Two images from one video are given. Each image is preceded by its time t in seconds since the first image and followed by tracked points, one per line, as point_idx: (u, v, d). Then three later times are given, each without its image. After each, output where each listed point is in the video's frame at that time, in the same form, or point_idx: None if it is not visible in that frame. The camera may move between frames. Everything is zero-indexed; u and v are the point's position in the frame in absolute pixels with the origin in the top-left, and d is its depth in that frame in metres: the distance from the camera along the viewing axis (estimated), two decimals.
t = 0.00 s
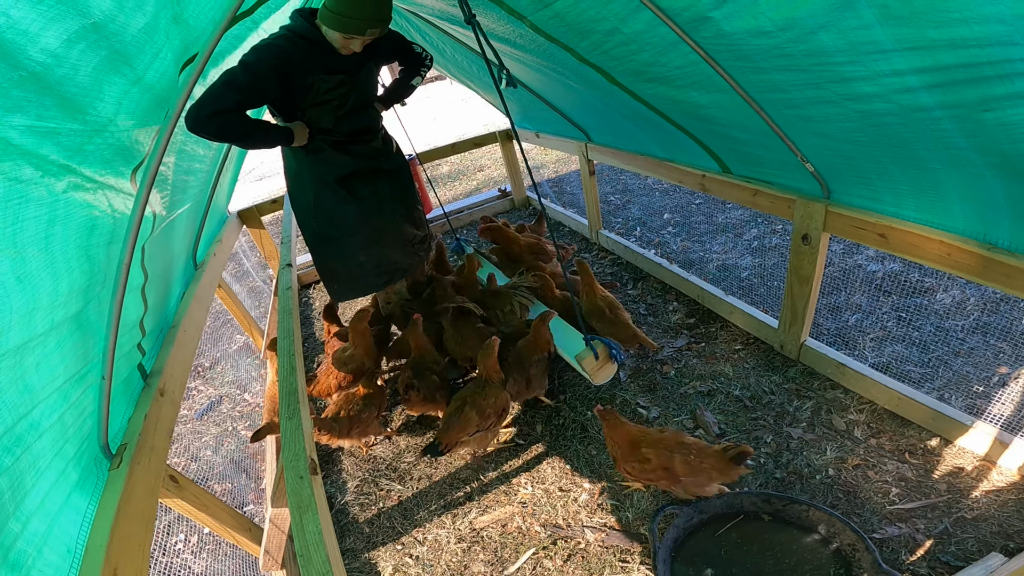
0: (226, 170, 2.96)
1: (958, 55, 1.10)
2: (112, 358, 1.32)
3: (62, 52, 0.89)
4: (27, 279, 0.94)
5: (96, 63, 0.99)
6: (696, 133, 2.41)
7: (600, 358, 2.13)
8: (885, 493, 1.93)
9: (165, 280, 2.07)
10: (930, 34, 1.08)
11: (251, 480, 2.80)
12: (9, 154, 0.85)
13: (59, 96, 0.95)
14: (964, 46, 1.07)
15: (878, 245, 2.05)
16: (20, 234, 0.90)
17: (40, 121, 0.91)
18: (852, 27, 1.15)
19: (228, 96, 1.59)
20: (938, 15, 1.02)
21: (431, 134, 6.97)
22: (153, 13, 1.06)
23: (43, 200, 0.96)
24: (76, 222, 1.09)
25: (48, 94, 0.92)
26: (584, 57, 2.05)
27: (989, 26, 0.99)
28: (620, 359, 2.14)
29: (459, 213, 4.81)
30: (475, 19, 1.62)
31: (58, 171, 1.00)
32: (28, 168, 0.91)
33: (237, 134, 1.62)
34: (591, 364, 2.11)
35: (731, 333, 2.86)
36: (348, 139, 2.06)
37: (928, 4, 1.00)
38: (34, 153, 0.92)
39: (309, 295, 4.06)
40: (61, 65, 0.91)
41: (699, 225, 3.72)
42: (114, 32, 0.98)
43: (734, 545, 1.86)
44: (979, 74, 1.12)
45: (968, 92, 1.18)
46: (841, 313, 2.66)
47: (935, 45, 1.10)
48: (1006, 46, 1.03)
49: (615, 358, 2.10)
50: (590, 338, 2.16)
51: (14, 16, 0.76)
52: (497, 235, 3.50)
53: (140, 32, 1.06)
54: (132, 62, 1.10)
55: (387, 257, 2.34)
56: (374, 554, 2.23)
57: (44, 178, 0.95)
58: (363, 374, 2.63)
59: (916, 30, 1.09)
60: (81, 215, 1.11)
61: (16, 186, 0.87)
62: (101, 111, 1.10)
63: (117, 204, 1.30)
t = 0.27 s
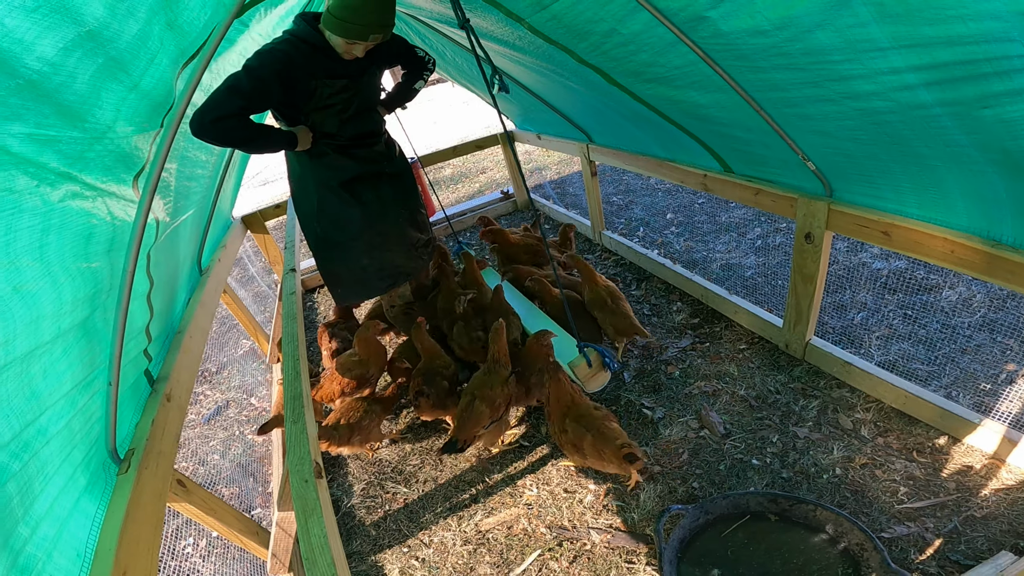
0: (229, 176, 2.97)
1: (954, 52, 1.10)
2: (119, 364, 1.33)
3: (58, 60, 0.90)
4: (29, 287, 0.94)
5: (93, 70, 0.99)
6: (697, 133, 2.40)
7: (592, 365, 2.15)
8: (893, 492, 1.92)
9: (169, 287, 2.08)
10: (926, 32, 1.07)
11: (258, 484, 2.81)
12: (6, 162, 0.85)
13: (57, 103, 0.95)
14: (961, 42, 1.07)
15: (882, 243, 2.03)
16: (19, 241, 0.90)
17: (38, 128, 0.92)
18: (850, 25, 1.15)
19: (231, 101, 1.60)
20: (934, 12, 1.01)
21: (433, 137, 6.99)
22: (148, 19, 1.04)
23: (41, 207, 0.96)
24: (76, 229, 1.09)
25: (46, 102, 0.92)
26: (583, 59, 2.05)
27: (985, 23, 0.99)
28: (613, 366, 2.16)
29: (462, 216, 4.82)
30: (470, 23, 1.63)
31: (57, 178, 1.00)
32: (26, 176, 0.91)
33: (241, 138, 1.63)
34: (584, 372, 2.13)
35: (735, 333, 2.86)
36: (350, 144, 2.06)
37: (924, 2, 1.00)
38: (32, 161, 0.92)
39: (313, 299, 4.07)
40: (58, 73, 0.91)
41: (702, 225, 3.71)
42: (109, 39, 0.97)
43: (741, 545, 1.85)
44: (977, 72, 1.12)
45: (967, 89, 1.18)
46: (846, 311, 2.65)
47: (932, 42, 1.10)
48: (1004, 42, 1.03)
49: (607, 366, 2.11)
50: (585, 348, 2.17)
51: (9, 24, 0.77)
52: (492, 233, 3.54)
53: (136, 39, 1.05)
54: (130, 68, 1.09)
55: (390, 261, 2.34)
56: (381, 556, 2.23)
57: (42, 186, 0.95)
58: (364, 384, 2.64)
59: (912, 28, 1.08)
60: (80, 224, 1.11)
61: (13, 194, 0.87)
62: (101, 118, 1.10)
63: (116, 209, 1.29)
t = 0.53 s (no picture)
0: (233, 177, 2.98)
1: (959, 55, 1.10)
2: (124, 364, 1.34)
3: (62, 61, 0.91)
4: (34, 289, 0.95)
5: (94, 70, 1.00)
6: (700, 135, 2.41)
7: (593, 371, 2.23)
8: (895, 494, 1.91)
9: (175, 288, 2.09)
10: (931, 35, 1.07)
11: (261, 485, 2.81)
12: (12, 161, 0.86)
13: (62, 104, 0.96)
14: (965, 46, 1.07)
15: (886, 246, 2.03)
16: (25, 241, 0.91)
17: (45, 129, 0.93)
18: (853, 28, 1.16)
19: (238, 101, 1.61)
20: (939, 16, 1.02)
21: (436, 139, 7.00)
22: (143, 16, 1.04)
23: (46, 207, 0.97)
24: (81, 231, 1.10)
25: (51, 103, 0.93)
26: (587, 61, 2.06)
27: (989, 27, 1.00)
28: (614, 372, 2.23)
29: (465, 217, 4.83)
30: (472, 26, 1.64)
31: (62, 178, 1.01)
32: (31, 175, 0.92)
33: (248, 138, 1.65)
34: (584, 377, 2.20)
35: (738, 335, 2.85)
36: (355, 146, 2.07)
37: (929, 5, 1.00)
38: (39, 161, 0.93)
39: (316, 300, 4.08)
40: (63, 74, 0.92)
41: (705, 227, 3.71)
42: (108, 38, 0.98)
43: (743, 547, 1.85)
44: (981, 75, 1.12)
45: (972, 92, 1.18)
46: (849, 314, 2.65)
47: (936, 45, 1.10)
48: (1008, 45, 1.03)
49: (607, 372, 2.19)
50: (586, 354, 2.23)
51: (17, 27, 0.78)
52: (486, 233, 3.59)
53: (133, 35, 1.05)
54: (127, 67, 1.10)
55: (394, 262, 2.35)
56: (383, 557, 2.24)
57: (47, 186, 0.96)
58: (369, 385, 2.64)
59: (917, 31, 1.09)
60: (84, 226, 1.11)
61: (18, 195, 0.88)
62: (104, 118, 1.11)
63: (121, 210, 1.30)
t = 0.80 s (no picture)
0: (229, 172, 2.97)
1: (959, 58, 1.11)
2: (117, 360, 1.33)
3: (57, 55, 0.90)
4: (25, 283, 0.94)
5: (89, 64, 0.99)
6: (699, 137, 2.41)
7: (594, 367, 2.21)
8: (886, 496, 1.92)
9: (170, 283, 2.08)
10: (931, 38, 1.08)
11: (253, 482, 2.81)
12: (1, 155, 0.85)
13: (56, 98, 0.95)
14: (965, 50, 1.07)
15: (881, 249, 2.04)
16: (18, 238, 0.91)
17: (35, 123, 0.92)
18: (852, 31, 1.16)
19: (254, 122, 1.60)
20: (939, 19, 1.02)
21: (434, 137, 7.00)
22: (144, 13, 1.04)
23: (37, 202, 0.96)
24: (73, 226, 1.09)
25: (44, 96, 0.92)
26: (586, 61, 2.05)
27: (990, 31, 1.00)
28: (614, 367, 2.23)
29: (462, 216, 4.83)
30: (475, 25, 1.63)
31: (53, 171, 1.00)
32: (22, 168, 0.91)
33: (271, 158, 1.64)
34: (586, 373, 2.18)
35: (733, 336, 2.86)
36: (354, 142, 2.09)
37: (930, 8, 1.00)
38: (29, 154, 0.92)
39: (311, 297, 4.07)
40: (57, 68, 0.92)
41: (702, 228, 3.72)
42: (105, 33, 0.97)
43: (735, 547, 1.86)
44: (981, 78, 1.13)
45: (971, 96, 1.18)
46: (843, 316, 2.66)
47: (936, 49, 1.10)
48: (1008, 50, 1.03)
49: (610, 368, 2.17)
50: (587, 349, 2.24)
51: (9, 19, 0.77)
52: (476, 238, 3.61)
53: (132, 32, 1.04)
54: (124, 63, 1.09)
55: (391, 260, 2.35)
56: (376, 556, 2.23)
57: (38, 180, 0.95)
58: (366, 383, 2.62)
59: (917, 35, 1.09)
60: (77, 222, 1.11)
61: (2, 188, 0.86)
62: (99, 112, 1.11)
63: (114, 203, 1.28)
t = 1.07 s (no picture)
0: (235, 162, 2.97)
1: (976, 69, 1.11)
2: (120, 346, 1.33)
3: (88, 42, 0.91)
4: (45, 267, 0.94)
5: (116, 54, 1.00)
6: (707, 140, 2.41)
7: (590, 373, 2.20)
8: (879, 502, 1.93)
9: (173, 271, 2.08)
10: (950, 48, 1.08)
11: (249, 473, 2.81)
12: (25, 141, 0.85)
13: (80, 85, 0.96)
14: (984, 60, 1.08)
15: (885, 257, 2.04)
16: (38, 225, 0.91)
17: (59, 109, 0.92)
18: (870, 39, 1.16)
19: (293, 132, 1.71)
20: (960, 29, 1.02)
21: (438, 133, 7.00)
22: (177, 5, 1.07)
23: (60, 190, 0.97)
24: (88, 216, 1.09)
25: (70, 83, 0.93)
26: (597, 61, 2.06)
27: (1009, 41, 1.00)
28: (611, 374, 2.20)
29: (464, 213, 4.84)
30: (488, 22, 1.63)
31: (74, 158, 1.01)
32: (45, 154, 0.91)
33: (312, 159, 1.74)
34: (581, 378, 2.18)
35: (733, 340, 2.87)
36: (364, 136, 2.10)
37: (950, 18, 1.00)
38: (50, 141, 0.93)
39: (312, 289, 4.07)
40: (87, 55, 0.92)
41: (704, 232, 3.72)
42: (139, 22, 0.99)
43: (729, 550, 1.86)
44: (997, 89, 1.13)
45: (985, 106, 1.19)
46: (843, 323, 2.66)
47: (954, 58, 1.11)
48: None
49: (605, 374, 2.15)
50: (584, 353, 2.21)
51: (46, 6, 0.77)
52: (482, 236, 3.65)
53: (162, 22, 1.07)
54: (148, 53, 1.10)
55: (395, 254, 2.36)
56: (370, 550, 2.24)
57: (60, 166, 0.96)
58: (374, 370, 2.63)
59: (936, 44, 1.09)
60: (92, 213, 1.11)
61: (31, 172, 0.88)
62: (121, 101, 1.11)
63: (127, 191, 1.29)
